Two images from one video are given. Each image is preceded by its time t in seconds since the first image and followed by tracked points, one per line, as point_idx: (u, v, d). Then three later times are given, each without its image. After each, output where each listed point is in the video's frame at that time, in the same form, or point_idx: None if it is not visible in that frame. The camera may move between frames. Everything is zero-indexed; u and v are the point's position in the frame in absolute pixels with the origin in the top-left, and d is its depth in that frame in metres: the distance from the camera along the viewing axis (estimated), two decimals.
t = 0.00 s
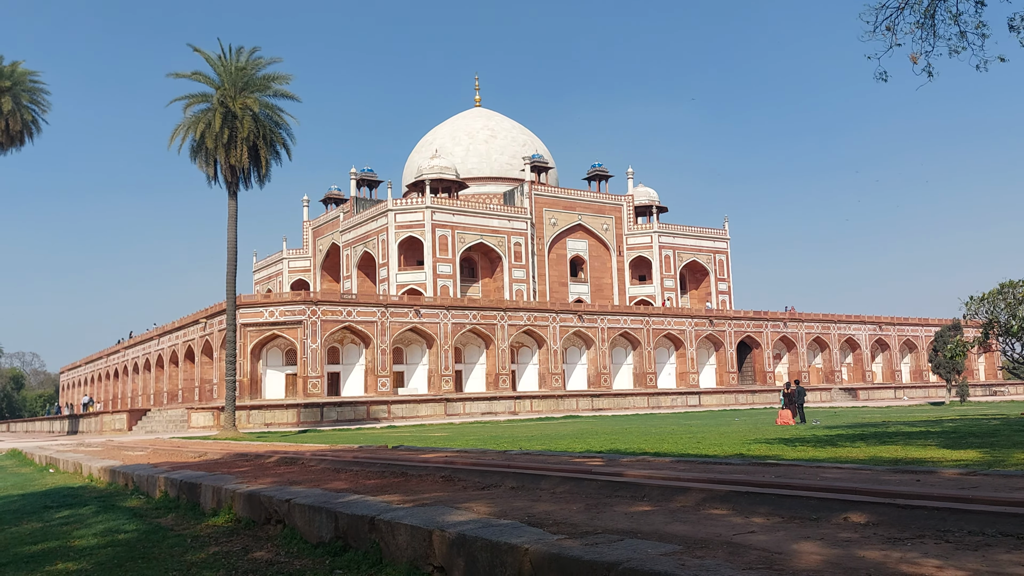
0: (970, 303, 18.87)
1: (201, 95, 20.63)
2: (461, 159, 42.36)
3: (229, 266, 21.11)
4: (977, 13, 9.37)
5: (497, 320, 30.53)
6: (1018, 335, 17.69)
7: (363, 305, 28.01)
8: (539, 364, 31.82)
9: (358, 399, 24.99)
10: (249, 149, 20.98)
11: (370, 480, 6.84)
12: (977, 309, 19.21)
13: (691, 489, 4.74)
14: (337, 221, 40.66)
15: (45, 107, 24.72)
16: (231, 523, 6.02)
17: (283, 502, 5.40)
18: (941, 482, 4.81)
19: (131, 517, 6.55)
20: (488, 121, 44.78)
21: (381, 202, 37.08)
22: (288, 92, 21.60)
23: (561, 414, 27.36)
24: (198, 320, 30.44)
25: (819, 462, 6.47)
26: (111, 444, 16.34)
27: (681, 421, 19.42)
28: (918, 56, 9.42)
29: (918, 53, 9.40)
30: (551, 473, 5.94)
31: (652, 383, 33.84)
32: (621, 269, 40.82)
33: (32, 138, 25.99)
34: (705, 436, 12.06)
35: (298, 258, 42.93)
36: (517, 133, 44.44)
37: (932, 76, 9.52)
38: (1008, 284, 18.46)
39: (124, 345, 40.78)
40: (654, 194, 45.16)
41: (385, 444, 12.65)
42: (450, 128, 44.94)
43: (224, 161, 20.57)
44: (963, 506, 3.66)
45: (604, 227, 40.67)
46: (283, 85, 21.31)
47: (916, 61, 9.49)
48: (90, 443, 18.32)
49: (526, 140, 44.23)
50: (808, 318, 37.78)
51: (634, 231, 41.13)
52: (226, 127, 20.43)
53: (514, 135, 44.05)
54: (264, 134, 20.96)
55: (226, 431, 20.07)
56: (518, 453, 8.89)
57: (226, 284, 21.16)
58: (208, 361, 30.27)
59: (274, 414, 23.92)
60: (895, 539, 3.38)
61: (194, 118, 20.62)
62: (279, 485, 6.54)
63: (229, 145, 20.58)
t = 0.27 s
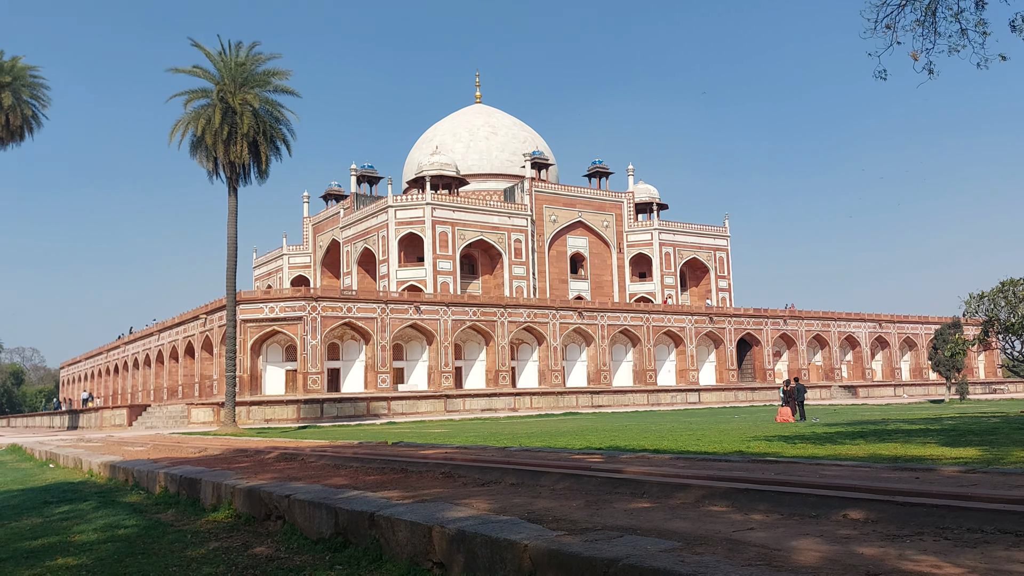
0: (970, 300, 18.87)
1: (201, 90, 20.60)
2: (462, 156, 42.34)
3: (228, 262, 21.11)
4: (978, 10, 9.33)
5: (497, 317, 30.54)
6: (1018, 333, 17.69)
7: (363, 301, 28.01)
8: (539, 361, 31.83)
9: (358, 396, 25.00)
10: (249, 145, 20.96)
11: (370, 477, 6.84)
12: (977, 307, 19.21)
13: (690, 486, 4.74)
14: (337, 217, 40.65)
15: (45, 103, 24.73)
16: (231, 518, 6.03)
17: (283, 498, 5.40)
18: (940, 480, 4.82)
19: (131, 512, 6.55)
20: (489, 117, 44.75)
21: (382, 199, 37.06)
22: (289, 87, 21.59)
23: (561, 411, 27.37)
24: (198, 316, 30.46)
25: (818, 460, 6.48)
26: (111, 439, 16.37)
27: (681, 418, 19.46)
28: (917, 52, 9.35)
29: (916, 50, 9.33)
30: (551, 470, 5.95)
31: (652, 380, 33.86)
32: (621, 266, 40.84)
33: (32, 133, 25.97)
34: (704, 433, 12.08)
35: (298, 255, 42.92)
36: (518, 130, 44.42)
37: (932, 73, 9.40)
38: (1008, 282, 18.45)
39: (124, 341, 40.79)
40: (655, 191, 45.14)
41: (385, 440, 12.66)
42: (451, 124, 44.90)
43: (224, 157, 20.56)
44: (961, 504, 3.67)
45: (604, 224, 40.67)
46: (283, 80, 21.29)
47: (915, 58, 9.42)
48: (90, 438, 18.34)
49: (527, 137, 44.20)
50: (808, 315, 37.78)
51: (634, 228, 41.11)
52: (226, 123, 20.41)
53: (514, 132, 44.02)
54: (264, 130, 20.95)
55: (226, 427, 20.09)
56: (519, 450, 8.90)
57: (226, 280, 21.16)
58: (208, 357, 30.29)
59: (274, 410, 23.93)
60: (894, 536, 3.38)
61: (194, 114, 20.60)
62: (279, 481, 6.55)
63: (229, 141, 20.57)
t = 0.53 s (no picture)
0: (970, 298, 18.86)
1: (201, 87, 20.61)
2: (462, 153, 42.33)
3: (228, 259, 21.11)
4: (979, 7, 9.34)
5: (497, 313, 30.56)
6: (1017, 331, 17.69)
7: (363, 298, 28.01)
8: (539, 358, 31.85)
9: (358, 392, 25.01)
10: (249, 142, 20.97)
11: (369, 473, 6.86)
12: (976, 305, 19.20)
13: (690, 482, 4.76)
14: (337, 214, 40.65)
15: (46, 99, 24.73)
16: (231, 515, 6.04)
17: (284, 494, 5.42)
18: (939, 477, 4.84)
19: (131, 509, 6.56)
20: (489, 114, 44.72)
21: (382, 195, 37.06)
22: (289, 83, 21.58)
23: (561, 408, 27.38)
24: (198, 313, 30.46)
25: (818, 457, 6.50)
26: (111, 435, 16.39)
27: (681, 415, 19.47)
28: (918, 49, 9.36)
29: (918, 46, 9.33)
30: (550, 467, 5.96)
31: (651, 378, 33.89)
32: (622, 263, 40.85)
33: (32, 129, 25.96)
34: (704, 430, 12.08)
35: (298, 251, 42.92)
36: (518, 127, 44.39)
37: (932, 70, 9.43)
38: (1008, 279, 18.44)
39: (124, 337, 40.79)
40: (655, 188, 45.11)
41: (385, 437, 12.68)
42: (451, 121, 44.86)
43: (224, 153, 20.57)
44: (960, 501, 3.68)
45: (604, 221, 40.67)
46: (283, 76, 21.28)
47: (915, 54, 9.42)
48: (90, 435, 18.34)
49: (527, 133, 44.17)
50: (807, 313, 37.77)
51: (634, 225, 41.09)
52: (226, 119, 20.41)
53: (515, 129, 44.00)
54: (264, 126, 20.95)
55: (226, 423, 20.10)
56: (518, 446, 8.92)
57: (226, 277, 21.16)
58: (208, 353, 30.29)
59: (274, 407, 23.94)
60: (892, 533, 3.39)
61: (193, 110, 20.60)
62: (279, 478, 6.56)
63: (228, 138, 20.57)
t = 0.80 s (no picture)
0: (971, 295, 18.83)
1: (202, 83, 20.58)
2: (463, 149, 42.29)
3: (230, 255, 21.11)
4: (981, 3, 9.33)
5: (497, 310, 30.55)
6: (1019, 328, 17.65)
7: (364, 295, 28.02)
8: (539, 355, 31.86)
9: (359, 389, 25.02)
10: (250, 138, 20.95)
11: (371, 469, 6.86)
12: (978, 301, 19.16)
13: (691, 478, 4.76)
14: (338, 210, 40.64)
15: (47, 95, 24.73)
16: (233, 510, 6.05)
17: (285, 490, 5.42)
18: (941, 473, 4.84)
19: (133, 504, 6.57)
20: (490, 110, 44.67)
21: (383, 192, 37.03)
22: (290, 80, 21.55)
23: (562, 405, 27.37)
24: (199, 309, 30.47)
25: (819, 453, 6.50)
26: (113, 432, 16.41)
27: (682, 411, 19.47)
28: (920, 45, 9.31)
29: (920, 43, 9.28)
30: (552, 463, 5.96)
31: (652, 374, 33.89)
32: (623, 260, 40.85)
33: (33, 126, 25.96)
34: (705, 426, 12.07)
35: (299, 248, 42.92)
36: (519, 123, 44.33)
37: (931, 67, 9.42)
38: (1009, 276, 18.42)
39: (125, 334, 40.82)
40: (656, 185, 45.07)
41: (386, 433, 12.68)
42: (452, 117, 44.81)
43: (226, 150, 20.57)
44: (960, 497, 3.67)
45: (605, 217, 40.64)
46: (284, 73, 21.25)
47: (916, 50, 9.37)
48: (92, 431, 18.37)
49: (528, 130, 44.12)
50: (809, 310, 37.75)
51: (635, 222, 41.05)
52: (227, 116, 20.40)
53: (516, 125, 43.95)
54: (266, 122, 20.92)
55: (228, 420, 20.12)
56: (519, 442, 8.92)
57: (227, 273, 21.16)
58: (210, 350, 30.31)
59: (275, 404, 23.97)
60: (893, 529, 3.39)
61: (195, 107, 20.58)
62: (281, 474, 6.56)
63: (230, 134, 20.56)
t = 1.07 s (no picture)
0: (972, 294, 18.81)
1: (205, 79, 20.57)
2: (466, 146, 42.29)
3: (232, 250, 21.12)
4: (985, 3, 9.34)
5: (499, 307, 30.55)
6: (1021, 328, 17.63)
7: (365, 291, 28.04)
8: (540, 352, 31.87)
9: (360, 385, 25.04)
10: (253, 134, 20.94)
11: (372, 465, 6.87)
12: (980, 301, 19.13)
13: (692, 476, 4.76)
14: (340, 206, 40.66)
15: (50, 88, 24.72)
16: (234, 505, 6.06)
17: (287, 485, 5.43)
18: (942, 472, 4.85)
19: (134, 499, 6.59)
20: (493, 107, 44.65)
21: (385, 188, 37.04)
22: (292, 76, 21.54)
23: (563, 402, 27.38)
24: (201, 305, 30.51)
25: (820, 452, 6.51)
26: (115, 426, 16.44)
27: (683, 409, 19.49)
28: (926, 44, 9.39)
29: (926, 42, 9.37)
30: (552, 460, 5.97)
31: (653, 373, 33.88)
32: (624, 258, 40.86)
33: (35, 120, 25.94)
34: (706, 425, 12.07)
35: (300, 244, 42.92)
36: (521, 120, 44.32)
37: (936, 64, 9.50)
38: (1011, 276, 18.40)
39: (127, 329, 40.85)
40: (658, 182, 45.03)
41: (387, 429, 12.71)
42: (454, 114, 44.80)
43: (228, 146, 20.57)
44: (963, 497, 3.68)
45: (607, 215, 40.64)
46: (286, 68, 21.24)
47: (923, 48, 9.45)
48: (93, 425, 18.38)
49: (530, 127, 44.10)
50: (810, 309, 37.74)
51: (637, 220, 41.03)
52: (229, 112, 20.39)
53: (518, 122, 43.93)
54: (268, 118, 20.91)
55: (229, 415, 20.14)
56: (520, 439, 8.93)
57: (229, 269, 21.17)
58: (211, 345, 30.33)
59: (277, 399, 23.98)
60: (894, 528, 3.39)
61: (197, 102, 20.58)
62: (282, 469, 6.58)
63: (232, 130, 20.55)
